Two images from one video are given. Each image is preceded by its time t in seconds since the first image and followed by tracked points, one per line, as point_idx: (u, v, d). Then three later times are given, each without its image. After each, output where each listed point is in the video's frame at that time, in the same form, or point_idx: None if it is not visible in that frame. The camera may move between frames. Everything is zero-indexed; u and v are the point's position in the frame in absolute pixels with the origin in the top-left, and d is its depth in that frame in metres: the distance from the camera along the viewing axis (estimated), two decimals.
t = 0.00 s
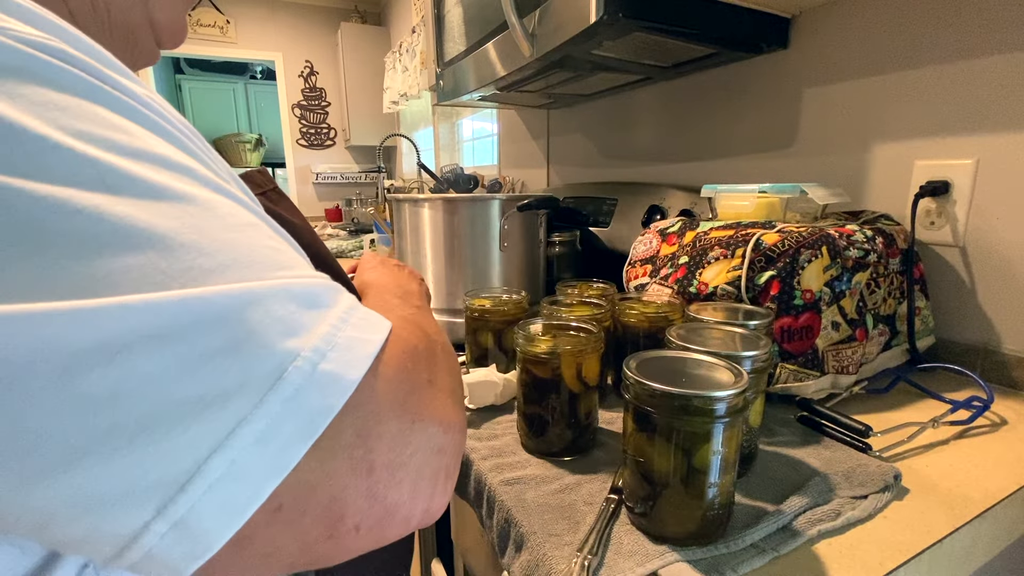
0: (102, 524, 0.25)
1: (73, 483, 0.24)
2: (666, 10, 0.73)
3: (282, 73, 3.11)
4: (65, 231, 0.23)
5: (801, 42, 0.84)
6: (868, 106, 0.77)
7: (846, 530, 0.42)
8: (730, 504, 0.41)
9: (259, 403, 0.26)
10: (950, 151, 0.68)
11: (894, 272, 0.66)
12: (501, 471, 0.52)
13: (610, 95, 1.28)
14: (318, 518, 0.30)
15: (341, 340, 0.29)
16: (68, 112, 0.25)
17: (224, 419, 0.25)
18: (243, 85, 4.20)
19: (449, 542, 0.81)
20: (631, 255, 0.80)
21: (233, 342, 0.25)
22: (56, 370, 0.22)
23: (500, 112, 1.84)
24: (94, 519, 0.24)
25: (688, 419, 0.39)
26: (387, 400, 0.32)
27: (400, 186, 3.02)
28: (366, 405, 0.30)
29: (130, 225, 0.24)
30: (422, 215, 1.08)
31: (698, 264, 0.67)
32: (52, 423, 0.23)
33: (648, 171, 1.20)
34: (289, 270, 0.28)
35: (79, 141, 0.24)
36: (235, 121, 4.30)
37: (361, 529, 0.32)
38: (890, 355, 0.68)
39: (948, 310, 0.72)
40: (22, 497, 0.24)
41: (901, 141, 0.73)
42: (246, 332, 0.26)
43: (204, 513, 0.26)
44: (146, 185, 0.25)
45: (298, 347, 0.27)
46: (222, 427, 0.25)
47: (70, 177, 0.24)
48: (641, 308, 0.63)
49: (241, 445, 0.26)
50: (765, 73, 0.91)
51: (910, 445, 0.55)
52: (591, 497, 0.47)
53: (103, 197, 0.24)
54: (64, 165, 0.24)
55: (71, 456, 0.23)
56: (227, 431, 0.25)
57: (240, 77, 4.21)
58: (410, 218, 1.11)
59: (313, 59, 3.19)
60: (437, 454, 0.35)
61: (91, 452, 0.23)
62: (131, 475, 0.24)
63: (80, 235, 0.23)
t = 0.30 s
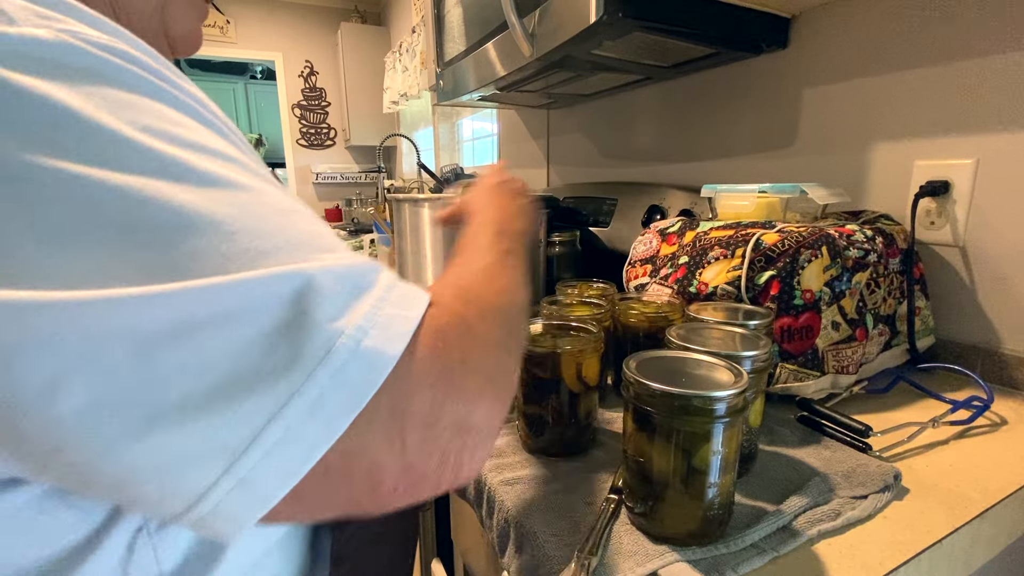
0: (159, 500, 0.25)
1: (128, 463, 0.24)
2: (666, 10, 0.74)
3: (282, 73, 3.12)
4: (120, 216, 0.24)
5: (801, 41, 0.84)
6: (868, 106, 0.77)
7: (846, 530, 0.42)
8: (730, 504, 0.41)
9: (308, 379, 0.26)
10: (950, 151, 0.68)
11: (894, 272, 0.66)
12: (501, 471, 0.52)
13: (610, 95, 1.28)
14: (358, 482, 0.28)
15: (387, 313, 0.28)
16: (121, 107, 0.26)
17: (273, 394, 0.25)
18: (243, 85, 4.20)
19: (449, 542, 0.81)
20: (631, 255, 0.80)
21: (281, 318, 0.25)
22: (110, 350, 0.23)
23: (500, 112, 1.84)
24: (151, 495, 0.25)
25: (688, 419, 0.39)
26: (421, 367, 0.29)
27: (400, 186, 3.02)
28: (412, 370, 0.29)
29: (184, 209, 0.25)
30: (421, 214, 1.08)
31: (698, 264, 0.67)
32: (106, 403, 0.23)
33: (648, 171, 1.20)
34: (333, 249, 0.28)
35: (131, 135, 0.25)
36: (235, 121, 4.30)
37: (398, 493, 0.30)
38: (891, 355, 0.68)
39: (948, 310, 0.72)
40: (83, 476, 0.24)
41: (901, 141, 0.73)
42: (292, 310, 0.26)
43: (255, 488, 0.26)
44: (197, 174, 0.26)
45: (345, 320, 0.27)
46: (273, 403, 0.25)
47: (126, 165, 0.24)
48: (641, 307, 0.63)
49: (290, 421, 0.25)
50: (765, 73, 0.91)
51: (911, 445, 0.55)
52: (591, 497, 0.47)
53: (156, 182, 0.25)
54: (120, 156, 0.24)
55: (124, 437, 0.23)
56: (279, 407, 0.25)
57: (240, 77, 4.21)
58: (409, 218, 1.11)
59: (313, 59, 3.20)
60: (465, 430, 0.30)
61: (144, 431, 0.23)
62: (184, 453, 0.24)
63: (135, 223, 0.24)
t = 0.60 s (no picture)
0: (261, 407, 0.28)
1: (235, 365, 0.27)
2: (666, 10, 0.73)
3: (282, 73, 3.11)
4: (219, 154, 0.27)
5: (801, 41, 0.84)
6: (868, 106, 0.77)
7: (846, 530, 0.42)
8: (730, 504, 0.41)
9: (381, 276, 0.29)
10: (950, 151, 0.68)
11: (894, 272, 0.66)
12: (501, 471, 0.52)
13: (610, 95, 1.28)
14: (455, 346, 0.32)
15: (443, 217, 0.31)
16: (198, 62, 0.29)
17: (352, 290, 0.28)
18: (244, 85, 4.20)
19: (449, 542, 0.81)
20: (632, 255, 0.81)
21: (354, 223, 0.29)
22: (215, 263, 0.26)
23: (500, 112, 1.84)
24: (255, 402, 0.28)
25: (688, 419, 0.39)
26: (492, 255, 0.32)
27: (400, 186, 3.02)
28: (478, 259, 0.32)
29: (270, 142, 0.28)
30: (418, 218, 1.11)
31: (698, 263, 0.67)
32: (211, 312, 0.26)
33: (649, 171, 1.20)
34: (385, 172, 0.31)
35: (211, 79, 0.28)
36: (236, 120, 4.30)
37: (492, 359, 0.34)
38: (890, 355, 0.68)
39: (948, 310, 0.72)
40: (189, 395, 0.27)
41: (901, 141, 0.73)
42: (360, 215, 0.29)
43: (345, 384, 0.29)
44: (273, 109, 0.29)
45: (407, 223, 0.30)
46: (352, 299, 0.28)
47: (197, 100, 0.27)
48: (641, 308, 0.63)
49: (368, 315, 0.29)
50: (765, 73, 0.91)
51: (910, 445, 0.55)
52: (591, 497, 0.47)
53: (228, 110, 0.28)
54: (207, 101, 0.27)
55: (228, 343, 0.26)
56: (357, 303, 0.28)
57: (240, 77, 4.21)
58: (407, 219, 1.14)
59: (313, 59, 3.19)
60: (551, 300, 0.34)
61: (245, 334, 0.27)
62: (282, 353, 0.28)
63: (233, 158, 0.27)
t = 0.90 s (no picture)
0: (281, 397, 0.28)
1: (254, 359, 0.27)
2: (667, 10, 0.73)
3: (282, 73, 3.12)
4: (241, 151, 0.27)
5: (802, 41, 0.84)
6: (868, 106, 0.77)
7: (846, 530, 0.42)
8: (730, 504, 0.41)
9: (399, 269, 0.29)
10: (950, 152, 0.68)
11: (894, 272, 0.66)
12: (501, 471, 0.52)
13: (610, 95, 1.28)
14: (469, 339, 0.32)
15: (460, 212, 0.31)
16: (221, 62, 0.29)
17: (371, 283, 0.28)
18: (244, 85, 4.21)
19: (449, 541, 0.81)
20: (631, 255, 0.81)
21: (373, 217, 0.29)
22: (237, 254, 0.26)
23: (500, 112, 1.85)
24: (275, 393, 0.28)
25: (688, 419, 0.39)
26: (505, 251, 0.33)
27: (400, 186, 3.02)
28: (492, 254, 0.32)
29: (290, 137, 0.28)
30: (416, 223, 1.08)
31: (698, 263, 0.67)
32: (233, 302, 0.26)
33: (649, 171, 1.20)
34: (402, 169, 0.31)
35: (233, 77, 0.28)
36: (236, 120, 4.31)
37: (505, 352, 0.34)
38: (891, 355, 0.68)
39: (948, 310, 0.72)
40: (211, 384, 0.27)
41: (901, 141, 0.73)
42: (378, 212, 0.29)
43: (363, 375, 0.29)
44: (291, 107, 0.29)
45: (425, 217, 0.30)
46: (371, 292, 0.28)
47: (219, 97, 0.27)
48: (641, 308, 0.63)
49: (386, 308, 0.29)
50: (766, 73, 0.91)
51: (910, 445, 0.55)
52: (591, 497, 0.47)
53: (248, 107, 0.28)
54: (229, 97, 0.27)
55: (249, 334, 0.26)
56: (374, 299, 0.28)
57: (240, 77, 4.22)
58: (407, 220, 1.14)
59: (313, 59, 3.20)
60: (561, 296, 0.35)
61: (266, 325, 0.27)
62: (302, 344, 0.28)
63: (255, 153, 0.27)
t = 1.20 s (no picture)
0: (277, 405, 0.28)
1: (252, 365, 0.27)
2: (666, 10, 0.73)
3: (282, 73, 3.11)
4: (240, 153, 0.27)
5: (802, 40, 0.84)
6: (868, 106, 0.77)
7: (846, 530, 0.42)
8: (730, 504, 0.41)
9: (397, 276, 0.29)
10: (950, 152, 0.68)
11: (894, 272, 0.66)
12: (501, 471, 0.52)
13: (610, 95, 1.28)
14: (467, 349, 0.32)
15: (460, 218, 0.31)
16: (222, 63, 0.29)
17: (369, 290, 0.28)
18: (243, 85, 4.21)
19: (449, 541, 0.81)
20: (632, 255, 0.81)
21: (371, 222, 0.29)
22: (233, 259, 0.26)
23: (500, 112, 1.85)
24: (270, 401, 0.28)
25: (688, 419, 0.39)
26: (506, 259, 0.33)
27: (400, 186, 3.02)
28: (493, 263, 0.32)
29: (290, 140, 0.28)
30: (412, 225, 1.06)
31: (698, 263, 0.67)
32: (231, 308, 0.26)
33: (649, 171, 1.20)
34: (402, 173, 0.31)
35: (233, 79, 0.28)
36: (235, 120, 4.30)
37: (504, 362, 0.34)
38: (891, 355, 0.68)
39: (948, 310, 0.72)
40: (208, 389, 0.27)
41: (901, 141, 0.73)
42: (377, 217, 0.29)
43: (360, 383, 0.29)
44: (292, 110, 0.29)
45: (425, 222, 0.30)
46: (368, 299, 0.28)
47: (218, 99, 0.27)
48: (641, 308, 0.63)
49: (384, 315, 0.29)
50: (766, 73, 0.91)
51: (911, 445, 0.55)
52: (591, 497, 0.47)
53: (248, 108, 0.28)
54: (229, 98, 0.27)
55: (246, 340, 0.26)
56: (372, 306, 0.28)
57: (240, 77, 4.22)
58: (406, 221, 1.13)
59: (313, 59, 3.20)
60: (562, 306, 0.35)
61: (263, 331, 0.27)
62: (300, 351, 0.28)
63: (254, 155, 0.27)
